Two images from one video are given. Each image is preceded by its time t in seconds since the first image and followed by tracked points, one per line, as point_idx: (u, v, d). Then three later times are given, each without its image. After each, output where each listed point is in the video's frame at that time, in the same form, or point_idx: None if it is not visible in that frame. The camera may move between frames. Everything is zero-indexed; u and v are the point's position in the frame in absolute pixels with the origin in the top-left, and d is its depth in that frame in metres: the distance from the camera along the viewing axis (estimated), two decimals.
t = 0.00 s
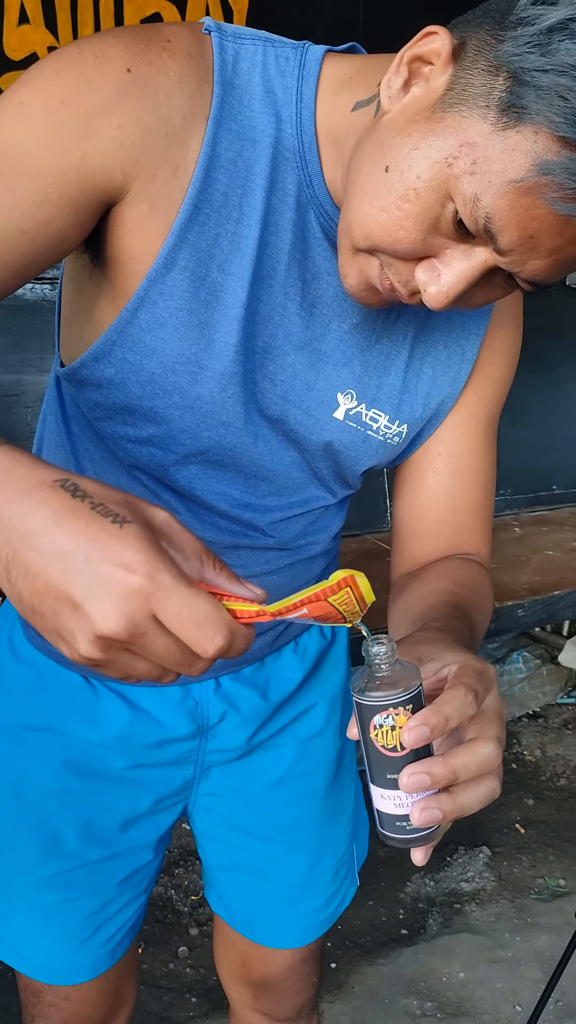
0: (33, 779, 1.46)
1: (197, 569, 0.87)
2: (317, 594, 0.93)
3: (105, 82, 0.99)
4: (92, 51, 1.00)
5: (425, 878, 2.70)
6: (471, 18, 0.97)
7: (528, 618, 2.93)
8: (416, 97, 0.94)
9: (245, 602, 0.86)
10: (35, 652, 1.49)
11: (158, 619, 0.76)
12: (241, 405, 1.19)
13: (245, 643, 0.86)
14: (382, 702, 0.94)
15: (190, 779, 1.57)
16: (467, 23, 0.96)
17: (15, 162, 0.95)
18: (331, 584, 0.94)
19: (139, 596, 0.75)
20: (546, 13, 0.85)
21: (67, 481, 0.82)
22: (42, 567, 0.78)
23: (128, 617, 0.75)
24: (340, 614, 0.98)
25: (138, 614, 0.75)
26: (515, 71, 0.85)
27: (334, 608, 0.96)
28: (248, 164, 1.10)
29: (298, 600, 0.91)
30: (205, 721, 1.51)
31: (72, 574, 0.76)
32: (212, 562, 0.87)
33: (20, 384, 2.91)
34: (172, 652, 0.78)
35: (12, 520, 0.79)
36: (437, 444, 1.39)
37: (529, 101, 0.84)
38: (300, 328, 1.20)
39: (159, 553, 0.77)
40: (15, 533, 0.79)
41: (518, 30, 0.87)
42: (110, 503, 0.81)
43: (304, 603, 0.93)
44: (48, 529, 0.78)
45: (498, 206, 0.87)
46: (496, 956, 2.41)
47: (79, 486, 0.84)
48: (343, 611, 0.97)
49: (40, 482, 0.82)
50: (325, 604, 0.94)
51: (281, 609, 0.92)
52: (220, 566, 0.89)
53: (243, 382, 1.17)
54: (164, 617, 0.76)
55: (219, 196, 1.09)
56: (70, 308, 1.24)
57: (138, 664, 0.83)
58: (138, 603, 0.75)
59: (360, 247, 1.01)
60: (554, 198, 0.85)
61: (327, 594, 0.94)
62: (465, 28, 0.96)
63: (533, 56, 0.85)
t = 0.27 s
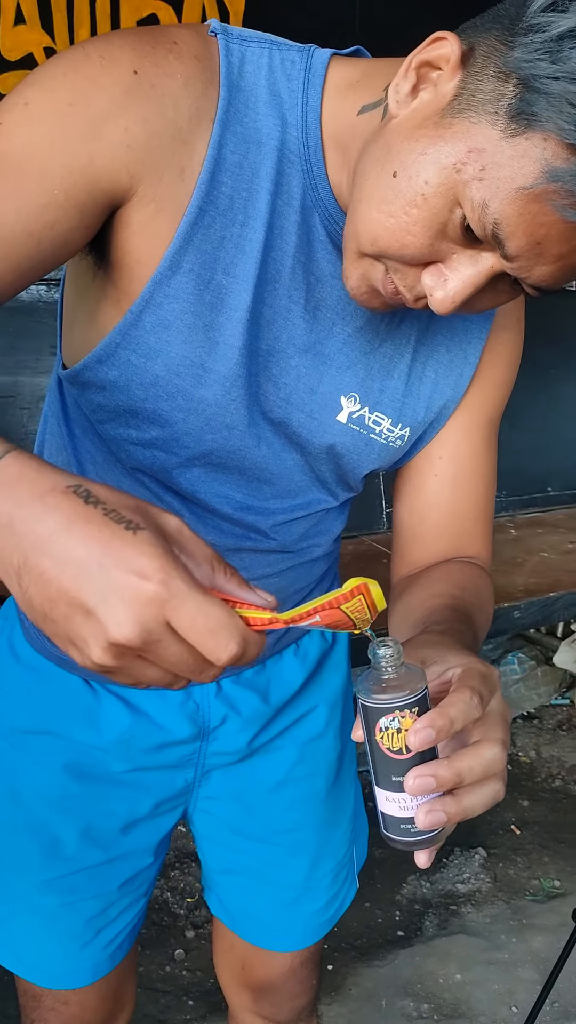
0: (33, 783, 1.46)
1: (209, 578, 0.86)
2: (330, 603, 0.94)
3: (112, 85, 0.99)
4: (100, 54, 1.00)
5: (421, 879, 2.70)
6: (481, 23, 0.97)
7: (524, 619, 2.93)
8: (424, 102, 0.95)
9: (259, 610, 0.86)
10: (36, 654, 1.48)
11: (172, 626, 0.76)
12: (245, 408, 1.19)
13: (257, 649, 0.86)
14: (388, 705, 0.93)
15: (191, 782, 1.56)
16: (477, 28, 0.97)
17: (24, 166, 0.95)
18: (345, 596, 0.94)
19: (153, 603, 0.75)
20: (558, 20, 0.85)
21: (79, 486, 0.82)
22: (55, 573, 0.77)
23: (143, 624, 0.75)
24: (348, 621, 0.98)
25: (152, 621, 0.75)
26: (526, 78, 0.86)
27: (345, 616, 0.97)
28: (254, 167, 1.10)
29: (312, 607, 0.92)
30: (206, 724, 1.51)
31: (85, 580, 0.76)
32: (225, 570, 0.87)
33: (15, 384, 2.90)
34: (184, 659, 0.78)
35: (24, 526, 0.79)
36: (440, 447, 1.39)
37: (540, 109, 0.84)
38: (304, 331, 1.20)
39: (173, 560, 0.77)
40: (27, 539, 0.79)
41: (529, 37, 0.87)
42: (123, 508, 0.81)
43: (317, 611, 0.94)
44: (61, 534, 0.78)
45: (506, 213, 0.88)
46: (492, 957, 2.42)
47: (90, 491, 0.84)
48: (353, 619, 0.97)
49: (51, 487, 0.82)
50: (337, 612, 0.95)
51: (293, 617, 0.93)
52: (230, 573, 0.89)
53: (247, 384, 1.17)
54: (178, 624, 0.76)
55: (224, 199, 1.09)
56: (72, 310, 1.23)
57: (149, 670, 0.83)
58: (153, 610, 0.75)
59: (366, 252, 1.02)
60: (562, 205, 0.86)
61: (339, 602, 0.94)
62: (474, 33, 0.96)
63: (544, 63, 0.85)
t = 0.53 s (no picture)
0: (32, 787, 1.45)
1: (219, 581, 0.88)
2: (341, 607, 0.94)
3: (116, 88, 0.99)
4: (104, 57, 1.00)
5: (416, 881, 2.71)
6: (485, 28, 0.98)
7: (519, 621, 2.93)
8: (428, 106, 0.95)
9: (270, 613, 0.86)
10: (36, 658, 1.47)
11: (182, 629, 0.76)
12: (247, 411, 1.19)
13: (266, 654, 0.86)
14: (392, 709, 0.94)
15: (190, 785, 1.56)
16: (481, 33, 0.97)
17: (31, 169, 0.95)
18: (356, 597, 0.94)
19: (164, 606, 0.74)
20: (563, 26, 0.85)
21: (88, 489, 0.82)
22: (66, 577, 0.77)
23: (154, 627, 0.75)
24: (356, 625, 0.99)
25: (163, 624, 0.75)
26: (531, 83, 0.86)
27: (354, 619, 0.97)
28: (256, 171, 1.10)
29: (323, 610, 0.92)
30: (206, 727, 1.50)
31: (94, 584, 0.76)
32: (235, 574, 0.88)
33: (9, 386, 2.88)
34: (194, 662, 0.78)
35: (34, 529, 0.79)
36: (440, 450, 1.40)
37: (545, 114, 0.85)
38: (306, 334, 1.20)
39: (184, 563, 0.77)
40: (37, 543, 0.79)
41: (534, 42, 0.88)
42: (132, 512, 0.81)
43: (327, 615, 0.94)
44: (71, 538, 0.78)
45: (511, 217, 0.88)
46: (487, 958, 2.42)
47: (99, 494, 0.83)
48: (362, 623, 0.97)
49: (60, 490, 0.82)
50: (348, 615, 0.95)
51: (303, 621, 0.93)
52: (240, 576, 0.90)
53: (250, 387, 1.17)
54: (189, 627, 0.76)
55: (226, 202, 1.09)
56: (73, 312, 1.23)
57: (158, 674, 0.83)
58: (164, 614, 0.75)
59: (370, 257, 1.02)
60: (567, 210, 0.86)
61: (350, 606, 0.94)
62: (478, 38, 0.96)
63: (549, 68, 0.85)
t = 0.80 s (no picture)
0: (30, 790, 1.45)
1: (225, 582, 0.89)
2: (346, 609, 0.96)
3: (119, 94, 1.00)
4: (107, 63, 1.01)
5: (409, 884, 2.71)
6: (485, 38, 0.99)
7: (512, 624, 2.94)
8: (429, 113, 0.96)
9: (275, 616, 0.88)
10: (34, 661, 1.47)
11: (190, 632, 0.77)
12: (247, 415, 1.19)
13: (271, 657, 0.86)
14: (394, 710, 0.95)
15: (188, 787, 1.57)
16: (481, 42, 0.99)
17: (37, 174, 0.95)
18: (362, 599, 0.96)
19: (172, 609, 0.75)
20: (563, 36, 0.87)
21: (96, 493, 0.82)
22: (73, 580, 0.78)
23: (162, 630, 0.75)
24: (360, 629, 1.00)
25: (171, 626, 0.76)
26: (531, 91, 0.88)
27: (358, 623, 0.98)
28: (257, 176, 1.11)
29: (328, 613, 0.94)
30: (204, 729, 1.51)
31: (103, 587, 0.76)
32: (240, 576, 0.89)
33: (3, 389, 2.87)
34: (200, 665, 0.79)
35: (42, 533, 0.79)
36: (437, 454, 1.40)
37: (545, 122, 0.86)
38: (306, 338, 1.21)
39: (191, 566, 0.78)
40: (46, 546, 0.79)
41: (534, 52, 0.89)
42: (139, 515, 0.82)
43: (331, 618, 0.95)
44: (80, 540, 0.78)
45: (510, 223, 0.89)
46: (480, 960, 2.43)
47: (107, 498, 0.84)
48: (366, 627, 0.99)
49: (68, 494, 0.82)
50: (352, 617, 0.97)
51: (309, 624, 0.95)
52: (244, 579, 0.91)
53: (250, 391, 1.18)
54: (196, 629, 0.77)
55: (227, 207, 1.10)
56: (72, 316, 1.23)
57: (165, 675, 0.84)
58: (172, 616, 0.76)
59: (370, 262, 1.02)
60: (567, 217, 0.87)
61: (354, 608, 0.96)
62: (479, 47, 0.98)
63: (549, 77, 0.87)
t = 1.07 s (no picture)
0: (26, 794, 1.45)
1: (227, 585, 0.90)
2: (350, 612, 0.97)
3: (119, 100, 1.00)
4: (106, 69, 1.02)
5: (401, 886, 2.72)
6: (484, 46, 1.00)
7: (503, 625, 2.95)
8: (427, 118, 0.97)
9: (278, 618, 0.90)
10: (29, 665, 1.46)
11: (194, 634, 0.78)
12: (244, 418, 1.20)
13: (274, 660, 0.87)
14: (393, 711, 0.96)
15: (183, 789, 1.57)
16: (479, 50, 1.00)
17: (38, 179, 0.96)
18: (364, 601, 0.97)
19: (177, 612, 0.76)
20: (561, 43, 0.87)
21: (100, 497, 0.83)
22: (78, 583, 0.78)
23: (167, 632, 0.76)
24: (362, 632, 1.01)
25: (176, 629, 0.76)
26: (529, 97, 0.88)
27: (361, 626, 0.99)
28: (255, 182, 1.12)
29: (330, 616, 0.96)
30: (199, 732, 1.51)
31: (108, 590, 0.77)
32: (242, 579, 0.91)
33: None
34: (204, 667, 0.79)
35: (46, 536, 0.80)
36: (431, 458, 1.41)
37: (544, 127, 0.87)
38: (302, 343, 1.22)
39: (195, 569, 0.78)
40: (51, 550, 0.80)
41: (532, 59, 0.90)
42: (143, 518, 0.82)
43: (332, 621, 0.97)
44: (84, 544, 0.79)
45: (507, 228, 0.90)
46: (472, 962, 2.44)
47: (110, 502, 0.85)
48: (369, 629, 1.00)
49: (73, 498, 0.83)
50: (354, 620, 0.98)
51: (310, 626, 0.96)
52: (246, 583, 0.93)
53: (247, 395, 1.18)
54: (201, 632, 0.77)
55: (225, 212, 1.10)
56: (69, 318, 1.24)
57: (168, 677, 0.84)
58: (177, 619, 0.76)
59: (367, 265, 1.03)
60: (564, 222, 0.88)
61: (358, 611, 0.98)
62: (478, 55, 0.99)
63: (547, 83, 0.87)
